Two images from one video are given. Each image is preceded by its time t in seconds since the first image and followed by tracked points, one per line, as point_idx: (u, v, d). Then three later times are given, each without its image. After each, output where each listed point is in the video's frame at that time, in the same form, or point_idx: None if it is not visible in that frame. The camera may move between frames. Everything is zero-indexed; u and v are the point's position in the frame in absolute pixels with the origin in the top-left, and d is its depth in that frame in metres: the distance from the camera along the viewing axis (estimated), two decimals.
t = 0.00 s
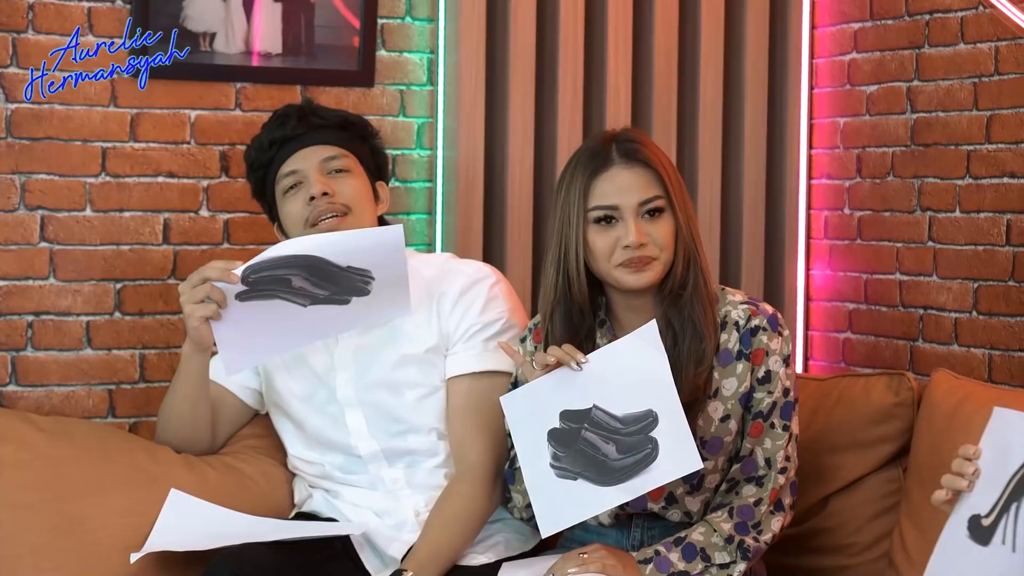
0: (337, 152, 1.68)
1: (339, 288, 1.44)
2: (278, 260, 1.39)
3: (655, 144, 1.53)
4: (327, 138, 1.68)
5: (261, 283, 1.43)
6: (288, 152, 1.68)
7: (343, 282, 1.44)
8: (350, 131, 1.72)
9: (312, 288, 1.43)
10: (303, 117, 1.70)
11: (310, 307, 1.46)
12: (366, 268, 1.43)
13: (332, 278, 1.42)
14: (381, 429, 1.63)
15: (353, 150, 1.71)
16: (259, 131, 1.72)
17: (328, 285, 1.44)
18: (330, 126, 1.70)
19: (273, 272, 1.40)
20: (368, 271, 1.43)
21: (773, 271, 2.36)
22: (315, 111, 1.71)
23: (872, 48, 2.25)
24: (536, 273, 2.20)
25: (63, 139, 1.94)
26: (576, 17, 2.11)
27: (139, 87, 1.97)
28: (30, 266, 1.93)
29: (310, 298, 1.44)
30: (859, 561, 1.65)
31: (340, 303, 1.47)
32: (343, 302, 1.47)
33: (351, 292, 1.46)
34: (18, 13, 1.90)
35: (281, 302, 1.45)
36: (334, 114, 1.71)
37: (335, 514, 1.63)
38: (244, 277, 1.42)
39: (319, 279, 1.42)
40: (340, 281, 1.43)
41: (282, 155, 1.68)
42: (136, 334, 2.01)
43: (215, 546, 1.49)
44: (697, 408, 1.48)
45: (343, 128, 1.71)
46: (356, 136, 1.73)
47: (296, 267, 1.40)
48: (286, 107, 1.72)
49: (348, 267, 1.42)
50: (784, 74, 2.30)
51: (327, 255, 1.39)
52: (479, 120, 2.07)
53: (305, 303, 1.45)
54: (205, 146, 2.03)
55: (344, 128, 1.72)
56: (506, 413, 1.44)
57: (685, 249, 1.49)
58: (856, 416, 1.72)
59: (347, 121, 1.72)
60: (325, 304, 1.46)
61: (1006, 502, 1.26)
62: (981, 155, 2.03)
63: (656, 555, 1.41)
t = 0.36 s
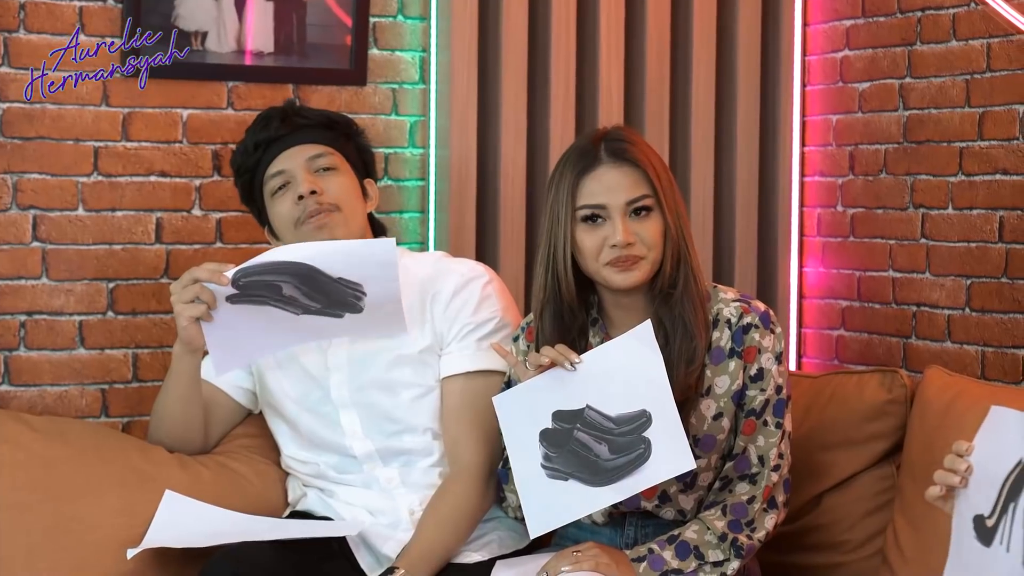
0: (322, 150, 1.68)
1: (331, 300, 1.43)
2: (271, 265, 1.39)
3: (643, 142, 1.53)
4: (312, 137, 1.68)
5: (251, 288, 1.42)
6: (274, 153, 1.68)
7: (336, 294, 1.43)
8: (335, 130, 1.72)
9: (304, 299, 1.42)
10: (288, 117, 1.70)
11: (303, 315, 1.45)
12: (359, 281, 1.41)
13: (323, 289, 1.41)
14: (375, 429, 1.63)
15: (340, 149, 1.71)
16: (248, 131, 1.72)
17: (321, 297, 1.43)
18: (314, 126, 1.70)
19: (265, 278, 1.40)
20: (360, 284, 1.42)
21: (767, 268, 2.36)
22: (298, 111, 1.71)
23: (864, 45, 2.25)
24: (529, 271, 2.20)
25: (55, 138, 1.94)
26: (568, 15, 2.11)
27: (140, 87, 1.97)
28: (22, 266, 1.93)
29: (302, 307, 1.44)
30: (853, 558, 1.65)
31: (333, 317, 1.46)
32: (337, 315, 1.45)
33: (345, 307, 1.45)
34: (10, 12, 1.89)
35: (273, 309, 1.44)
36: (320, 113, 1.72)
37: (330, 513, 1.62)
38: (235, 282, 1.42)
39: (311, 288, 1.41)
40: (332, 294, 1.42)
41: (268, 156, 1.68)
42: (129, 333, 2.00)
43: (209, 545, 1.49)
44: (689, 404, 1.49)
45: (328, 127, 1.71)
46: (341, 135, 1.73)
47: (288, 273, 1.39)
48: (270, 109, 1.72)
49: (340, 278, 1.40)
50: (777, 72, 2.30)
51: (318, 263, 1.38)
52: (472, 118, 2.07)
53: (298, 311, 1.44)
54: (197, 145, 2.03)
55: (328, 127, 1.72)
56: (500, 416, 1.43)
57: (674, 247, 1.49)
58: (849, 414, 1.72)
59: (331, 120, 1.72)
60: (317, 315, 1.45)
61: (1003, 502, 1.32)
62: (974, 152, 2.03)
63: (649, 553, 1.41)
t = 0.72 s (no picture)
0: (326, 150, 1.68)
1: (326, 301, 1.42)
2: (263, 263, 1.39)
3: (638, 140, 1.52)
4: (315, 135, 1.68)
5: (246, 287, 1.42)
6: (274, 148, 1.68)
7: (330, 294, 1.42)
8: (338, 128, 1.72)
9: (299, 299, 1.42)
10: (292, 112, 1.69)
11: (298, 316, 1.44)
12: (353, 279, 1.40)
13: (317, 288, 1.40)
14: (371, 428, 1.63)
15: (342, 148, 1.71)
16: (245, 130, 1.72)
17: (315, 298, 1.42)
18: (317, 123, 1.70)
19: (259, 277, 1.40)
20: (354, 282, 1.41)
21: (763, 266, 2.36)
22: (302, 107, 1.70)
23: (860, 43, 2.25)
24: (526, 270, 2.20)
25: (50, 138, 1.93)
26: (564, 13, 2.11)
27: (140, 87, 1.97)
28: (18, 265, 1.93)
29: (298, 309, 1.44)
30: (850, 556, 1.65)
31: (330, 319, 1.45)
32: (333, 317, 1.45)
33: (341, 309, 1.44)
34: (5, 11, 1.89)
35: (269, 310, 1.44)
36: (324, 110, 1.71)
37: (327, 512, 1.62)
38: (231, 282, 1.43)
39: (305, 287, 1.41)
40: (326, 294, 1.42)
41: (269, 152, 1.68)
42: (125, 333, 2.00)
43: (205, 545, 1.49)
44: (686, 402, 1.49)
45: (331, 125, 1.71)
46: (344, 133, 1.73)
47: (281, 271, 1.39)
48: (274, 103, 1.71)
49: (333, 276, 1.40)
50: (773, 70, 2.30)
51: (313, 261, 1.38)
52: (467, 116, 2.07)
53: (293, 312, 1.44)
54: (193, 144, 2.03)
55: (332, 125, 1.71)
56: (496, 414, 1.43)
57: (667, 246, 1.48)
58: (846, 411, 1.72)
59: (336, 118, 1.72)
60: (313, 318, 1.45)
61: (1002, 502, 1.26)
62: (970, 149, 2.03)
63: (646, 551, 1.41)
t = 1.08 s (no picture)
0: (342, 158, 1.67)
1: (318, 306, 1.42)
2: (255, 268, 1.39)
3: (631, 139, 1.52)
4: (334, 140, 1.67)
5: (238, 293, 1.43)
6: (294, 151, 1.64)
7: (323, 300, 1.42)
8: (354, 132, 1.71)
9: (291, 305, 1.42)
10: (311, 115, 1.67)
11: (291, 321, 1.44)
12: (345, 285, 1.40)
13: (308, 293, 1.40)
14: (368, 429, 1.63)
15: (355, 152, 1.70)
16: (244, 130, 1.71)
17: (308, 303, 1.42)
18: (335, 127, 1.68)
19: (251, 282, 1.40)
20: (346, 288, 1.40)
21: (759, 266, 2.36)
22: (321, 110, 1.68)
23: (856, 43, 2.25)
24: (522, 270, 2.20)
25: (46, 139, 1.93)
26: (559, 13, 2.11)
27: (139, 87, 1.97)
28: (14, 266, 1.93)
29: (291, 315, 1.44)
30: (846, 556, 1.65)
31: (324, 324, 1.45)
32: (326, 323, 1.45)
33: (334, 315, 1.44)
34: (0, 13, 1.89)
35: (261, 315, 1.45)
36: (342, 114, 1.69)
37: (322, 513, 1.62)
38: (223, 287, 1.43)
39: (296, 292, 1.41)
40: (318, 300, 1.42)
41: (286, 154, 1.65)
42: (121, 334, 2.00)
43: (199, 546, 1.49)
44: (682, 400, 1.49)
45: (348, 130, 1.70)
46: (358, 137, 1.72)
47: (272, 276, 1.39)
48: (294, 103, 1.67)
49: (325, 282, 1.39)
50: (768, 70, 2.30)
51: (302, 265, 1.38)
52: (463, 116, 2.07)
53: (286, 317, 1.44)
54: (189, 145, 2.03)
55: (349, 129, 1.70)
56: (495, 415, 1.43)
57: (659, 245, 1.48)
58: (842, 411, 1.72)
59: (353, 124, 1.71)
60: (306, 323, 1.45)
61: (997, 502, 1.26)
62: (965, 149, 2.03)
63: (642, 552, 1.41)
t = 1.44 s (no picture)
0: (353, 159, 1.67)
1: (312, 329, 1.43)
2: (252, 287, 1.41)
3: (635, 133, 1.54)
4: (345, 142, 1.66)
5: (233, 310, 1.45)
6: (305, 151, 1.64)
7: (316, 324, 1.43)
8: (364, 133, 1.71)
9: (285, 325, 1.43)
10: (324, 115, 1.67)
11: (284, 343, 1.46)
12: (339, 311, 1.41)
13: (302, 315, 1.42)
14: (368, 431, 1.63)
15: (365, 155, 1.70)
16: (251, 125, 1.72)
17: (302, 325, 1.43)
18: (347, 129, 1.68)
19: (246, 301, 1.42)
20: (340, 314, 1.41)
21: (759, 267, 2.36)
22: (333, 111, 1.68)
23: (855, 43, 2.25)
24: (522, 271, 2.20)
25: (46, 139, 1.93)
26: (559, 15, 2.11)
27: (140, 87, 1.97)
28: (14, 266, 1.93)
29: (285, 335, 1.45)
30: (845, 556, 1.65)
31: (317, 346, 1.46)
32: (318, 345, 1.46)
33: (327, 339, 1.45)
34: None
35: (255, 333, 1.46)
36: (353, 115, 1.69)
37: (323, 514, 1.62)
38: (217, 305, 1.45)
39: (290, 314, 1.42)
40: (312, 323, 1.43)
41: (297, 154, 1.64)
42: (121, 333, 2.00)
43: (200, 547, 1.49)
44: (682, 398, 1.49)
45: (358, 132, 1.70)
46: (367, 138, 1.72)
47: (267, 297, 1.41)
48: (306, 102, 1.67)
49: (318, 306, 1.41)
50: (768, 70, 2.30)
51: (296, 289, 1.40)
52: (463, 116, 2.07)
53: (280, 338, 1.45)
54: (189, 145, 2.03)
55: (359, 130, 1.70)
56: (495, 418, 1.43)
57: (662, 235, 1.48)
58: (842, 411, 1.71)
59: (364, 125, 1.70)
60: (300, 345, 1.46)
61: (997, 500, 1.26)
62: (965, 149, 2.03)
63: (641, 551, 1.41)
